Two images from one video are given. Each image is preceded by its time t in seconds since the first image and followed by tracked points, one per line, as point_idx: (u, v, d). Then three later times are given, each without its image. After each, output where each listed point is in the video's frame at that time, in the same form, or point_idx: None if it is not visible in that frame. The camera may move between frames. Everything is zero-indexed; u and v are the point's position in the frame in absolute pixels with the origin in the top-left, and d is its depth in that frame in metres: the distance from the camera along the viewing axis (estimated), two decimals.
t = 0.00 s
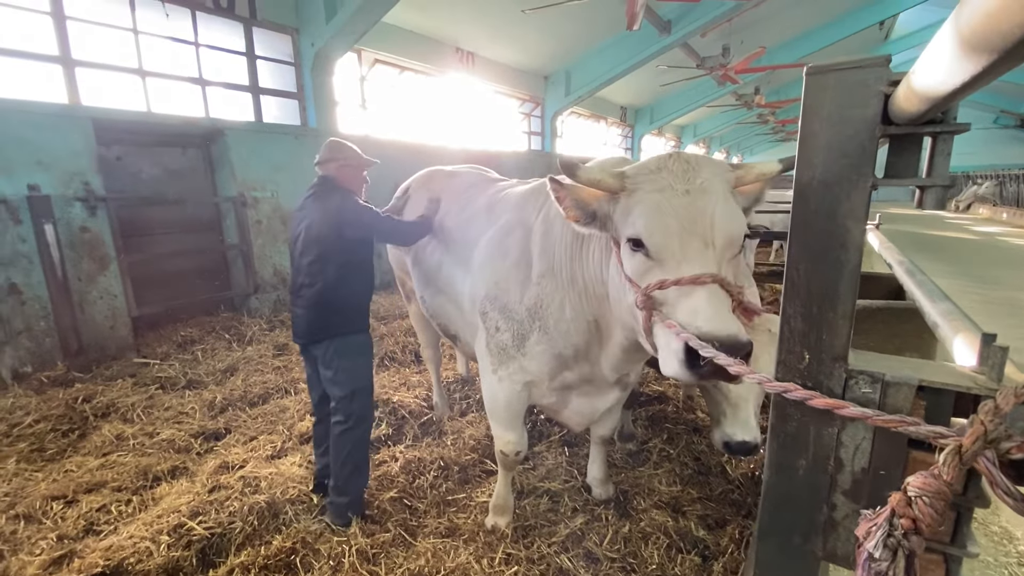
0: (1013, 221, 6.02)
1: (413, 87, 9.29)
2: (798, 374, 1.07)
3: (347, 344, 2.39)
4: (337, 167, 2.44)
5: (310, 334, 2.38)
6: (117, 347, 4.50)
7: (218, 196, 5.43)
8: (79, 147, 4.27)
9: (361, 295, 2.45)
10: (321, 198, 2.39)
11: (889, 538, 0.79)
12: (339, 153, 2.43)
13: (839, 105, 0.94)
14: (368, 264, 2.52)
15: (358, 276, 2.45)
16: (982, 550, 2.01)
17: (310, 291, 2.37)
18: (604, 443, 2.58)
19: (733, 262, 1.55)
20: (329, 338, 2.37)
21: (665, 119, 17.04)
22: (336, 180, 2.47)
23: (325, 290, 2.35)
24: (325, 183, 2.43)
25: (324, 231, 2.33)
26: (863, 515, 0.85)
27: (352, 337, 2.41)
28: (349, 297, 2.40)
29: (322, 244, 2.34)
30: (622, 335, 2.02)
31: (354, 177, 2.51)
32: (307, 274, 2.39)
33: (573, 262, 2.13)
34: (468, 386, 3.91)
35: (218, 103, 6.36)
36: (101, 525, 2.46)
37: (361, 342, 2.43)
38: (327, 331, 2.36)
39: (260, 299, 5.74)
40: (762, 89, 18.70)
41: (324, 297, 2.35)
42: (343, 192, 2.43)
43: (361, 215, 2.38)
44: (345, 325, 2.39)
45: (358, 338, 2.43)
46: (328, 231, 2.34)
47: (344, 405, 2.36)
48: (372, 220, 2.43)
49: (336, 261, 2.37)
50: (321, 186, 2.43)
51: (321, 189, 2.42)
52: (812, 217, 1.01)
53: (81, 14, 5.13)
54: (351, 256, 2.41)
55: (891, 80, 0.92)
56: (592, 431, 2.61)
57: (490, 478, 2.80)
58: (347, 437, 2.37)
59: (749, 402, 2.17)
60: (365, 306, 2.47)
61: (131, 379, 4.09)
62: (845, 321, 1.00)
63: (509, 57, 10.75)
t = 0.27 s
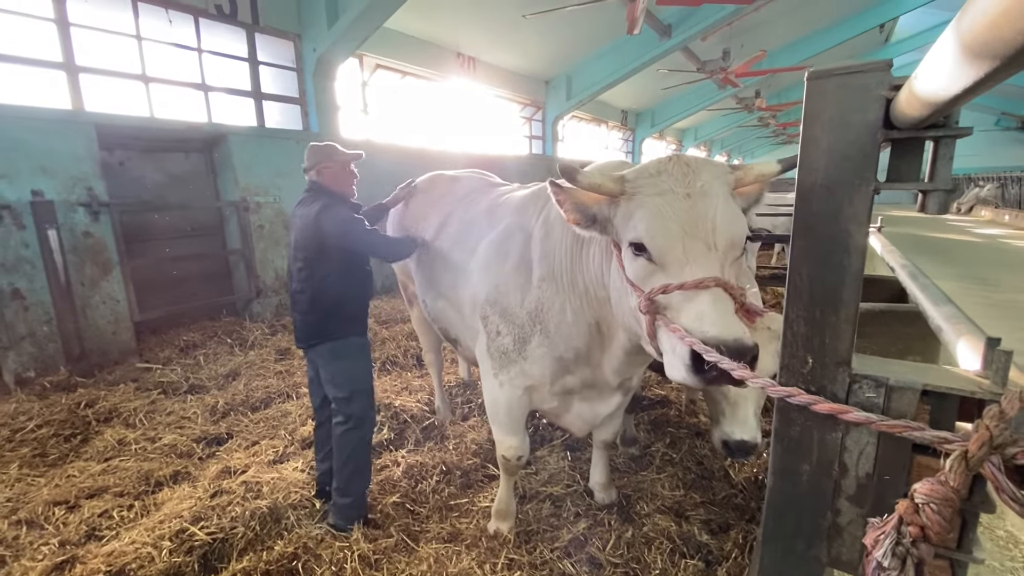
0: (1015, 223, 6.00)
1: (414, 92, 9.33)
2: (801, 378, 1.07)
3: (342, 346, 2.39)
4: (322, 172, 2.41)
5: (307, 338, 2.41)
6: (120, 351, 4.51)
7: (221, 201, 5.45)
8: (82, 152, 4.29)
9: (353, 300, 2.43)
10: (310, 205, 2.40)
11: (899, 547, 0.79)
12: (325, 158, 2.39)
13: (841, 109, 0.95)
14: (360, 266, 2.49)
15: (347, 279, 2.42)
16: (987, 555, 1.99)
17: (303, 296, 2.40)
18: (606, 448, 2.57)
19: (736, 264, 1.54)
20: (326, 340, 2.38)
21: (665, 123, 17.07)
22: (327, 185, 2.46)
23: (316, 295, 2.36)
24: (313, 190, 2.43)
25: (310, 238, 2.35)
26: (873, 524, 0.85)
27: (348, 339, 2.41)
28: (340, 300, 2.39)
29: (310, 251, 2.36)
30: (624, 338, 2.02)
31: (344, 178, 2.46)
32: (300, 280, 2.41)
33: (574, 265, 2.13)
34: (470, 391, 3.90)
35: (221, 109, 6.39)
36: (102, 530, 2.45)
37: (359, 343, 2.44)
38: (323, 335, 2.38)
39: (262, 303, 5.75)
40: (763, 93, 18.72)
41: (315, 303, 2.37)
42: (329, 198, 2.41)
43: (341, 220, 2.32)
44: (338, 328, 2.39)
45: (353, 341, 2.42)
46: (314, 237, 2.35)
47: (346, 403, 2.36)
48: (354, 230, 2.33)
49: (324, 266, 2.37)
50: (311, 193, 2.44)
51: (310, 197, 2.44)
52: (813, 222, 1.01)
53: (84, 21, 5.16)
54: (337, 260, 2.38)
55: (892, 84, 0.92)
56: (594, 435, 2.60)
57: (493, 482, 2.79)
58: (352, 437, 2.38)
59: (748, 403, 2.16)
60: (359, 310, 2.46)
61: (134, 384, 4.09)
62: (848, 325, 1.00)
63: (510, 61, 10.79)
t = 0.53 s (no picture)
0: (1018, 223, 5.99)
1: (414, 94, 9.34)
2: (804, 381, 1.06)
3: (346, 349, 2.39)
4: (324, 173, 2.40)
5: (311, 340, 2.41)
6: (122, 354, 4.51)
7: (222, 204, 5.46)
8: (84, 156, 4.30)
9: (356, 303, 2.43)
10: (313, 209, 2.40)
11: (901, 550, 0.78)
12: (323, 160, 2.38)
13: (842, 111, 0.95)
14: (362, 268, 2.48)
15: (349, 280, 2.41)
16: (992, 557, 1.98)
17: (306, 300, 2.40)
18: (608, 450, 2.56)
19: (738, 266, 1.54)
20: (330, 343, 2.39)
21: (666, 124, 17.08)
22: (328, 187, 2.44)
23: (318, 298, 2.36)
24: (314, 194, 2.44)
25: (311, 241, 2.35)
26: (875, 527, 0.85)
27: (352, 342, 2.41)
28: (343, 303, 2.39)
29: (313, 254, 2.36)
30: (627, 339, 2.02)
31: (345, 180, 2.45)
32: (303, 284, 2.42)
33: (576, 267, 2.13)
34: (471, 393, 3.90)
35: (222, 112, 6.40)
36: (104, 533, 2.46)
37: (365, 344, 2.45)
38: (326, 337, 2.38)
39: (264, 305, 5.75)
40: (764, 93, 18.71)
41: (318, 306, 2.37)
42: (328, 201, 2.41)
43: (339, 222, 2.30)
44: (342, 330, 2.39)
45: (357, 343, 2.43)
46: (316, 241, 2.35)
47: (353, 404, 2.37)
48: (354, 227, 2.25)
49: (325, 269, 2.36)
50: (314, 196, 2.44)
51: (313, 201, 2.44)
52: (815, 224, 1.01)
53: (86, 25, 5.18)
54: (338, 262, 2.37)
55: (893, 86, 0.92)
56: (596, 438, 2.60)
57: (494, 485, 2.79)
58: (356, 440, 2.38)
59: (745, 402, 2.15)
60: (362, 313, 2.46)
61: (136, 386, 4.10)
62: (850, 327, 1.00)
63: (510, 63, 10.80)
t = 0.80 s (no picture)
0: (1018, 224, 5.98)
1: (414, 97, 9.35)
2: (803, 387, 1.06)
3: (358, 357, 2.38)
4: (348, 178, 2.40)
5: (324, 344, 2.39)
6: (122, 359, 4.52)
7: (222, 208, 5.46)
8: (85, 161, 4.31)
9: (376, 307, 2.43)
10: (339, 210, 2.37)
11: (901, 558, 0.78)
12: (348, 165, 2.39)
13: (840, 118, 0.95)
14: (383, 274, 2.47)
15: (371, 285, 2.42)
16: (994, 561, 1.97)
17: (324, 303, 2.37)
18: (608, 453, 2.56)
19: (736, 273, 1.55)
20: (341, 349, 2.37)
21: (666, 126, 17.10)
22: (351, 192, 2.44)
23: (341, 301, 2.34)
24: (337, 198, 2.41)
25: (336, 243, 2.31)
26: (875, 534, 0.85)
27: (364, 349, 2.39)
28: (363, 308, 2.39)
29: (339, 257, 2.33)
30: (626, 344, 2.01)
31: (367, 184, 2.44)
32: (322, 287, 2.38)
33: (575, 271, 2.12)
34: (472, 396, 3.89)
35: (222, 116, 6.41)
36: (105, 538, 2.45)
37: (375, 354, 2.43)
38: (339, 343, 2.37)
39: (264, 309, 5.75)
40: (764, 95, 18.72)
41: (338, 310, 2.35)
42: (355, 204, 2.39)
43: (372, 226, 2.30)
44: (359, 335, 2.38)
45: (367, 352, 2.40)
46: (344, 243, 2.31)
47: (352, 417, 2.36)
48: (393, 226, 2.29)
49: (349, 273, 2.34)
50: (337, 199, 2.41)
51: (337, 203, 2.41)
52: (814, 231, 1.01)
53: (86, 30, 5.19)
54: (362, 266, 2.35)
55: (890, 94, 0.92)
56: (597, 441, 2.59)
57: (495, 488, 2.78)
58: (355, 452, 2.37)
59: (742, 403, 2.15)
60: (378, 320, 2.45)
61: (136, 390, 4.10)
62: (849, 334, 1.00)
63: (510, 66, 10.82)
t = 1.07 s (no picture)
0: (1019, 223, 5.98)
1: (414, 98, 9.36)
2: (803, 390, 1.06)
3: (371, 356, 2.39)
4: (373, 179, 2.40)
5: (337, 343, 2.37)
6: (123, 360, 4.52)
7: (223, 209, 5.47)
8: (86, 163, 4.32)
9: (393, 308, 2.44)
10: (362, 207, 2.33)
11: (900, 562, 0.78)
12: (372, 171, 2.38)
13: (838, 120, 0.95)
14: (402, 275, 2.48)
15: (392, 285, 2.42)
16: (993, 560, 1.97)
17: (342, 301, 2.34)
18: (609, 455, 2.56)
19: (743, 278, 1.55)
20: (355, 348, 2.37)
21: (666, 126, 17.10)
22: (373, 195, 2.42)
23: (361, 300, 2.33)
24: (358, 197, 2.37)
25: (361, 241, 2.29)
26: (874, 538, 0.84)
27: (377, 349, 2.41)
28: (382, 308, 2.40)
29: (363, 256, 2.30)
30: (627, 346, 2.00)
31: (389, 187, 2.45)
32: (341, 284, 2.34)
33: (575, 273, 2.12)
34: (472, 397, 3.89)
35: (222, 118, 6.42)
36: (107, 540, 2.46)
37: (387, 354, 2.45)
38: (353, 342, 2.36)
39: (265, 310, 5.75)
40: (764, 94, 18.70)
41: (358, 309, 2.34)
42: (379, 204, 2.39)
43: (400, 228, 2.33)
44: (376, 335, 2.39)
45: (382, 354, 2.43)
46: (369, 242, 2.30)
47: (358, 418, 2.36)
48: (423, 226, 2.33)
49: (372, 272, 2.33)
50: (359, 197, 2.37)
51: (359, 200, 2.36)
52: (813, 232, 1.01)
53: (87, 33, 5.21)
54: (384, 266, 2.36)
55: (888, 96, 0.92)
56: (598, 442, 2.59)
57: (496, 489, 2.78)
58: (359, 453, 2.38)
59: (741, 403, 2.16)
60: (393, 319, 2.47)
61: (137, 392, 4.11)
62: (848, 336, 1.00)
63: (510, 67, 10.82)
